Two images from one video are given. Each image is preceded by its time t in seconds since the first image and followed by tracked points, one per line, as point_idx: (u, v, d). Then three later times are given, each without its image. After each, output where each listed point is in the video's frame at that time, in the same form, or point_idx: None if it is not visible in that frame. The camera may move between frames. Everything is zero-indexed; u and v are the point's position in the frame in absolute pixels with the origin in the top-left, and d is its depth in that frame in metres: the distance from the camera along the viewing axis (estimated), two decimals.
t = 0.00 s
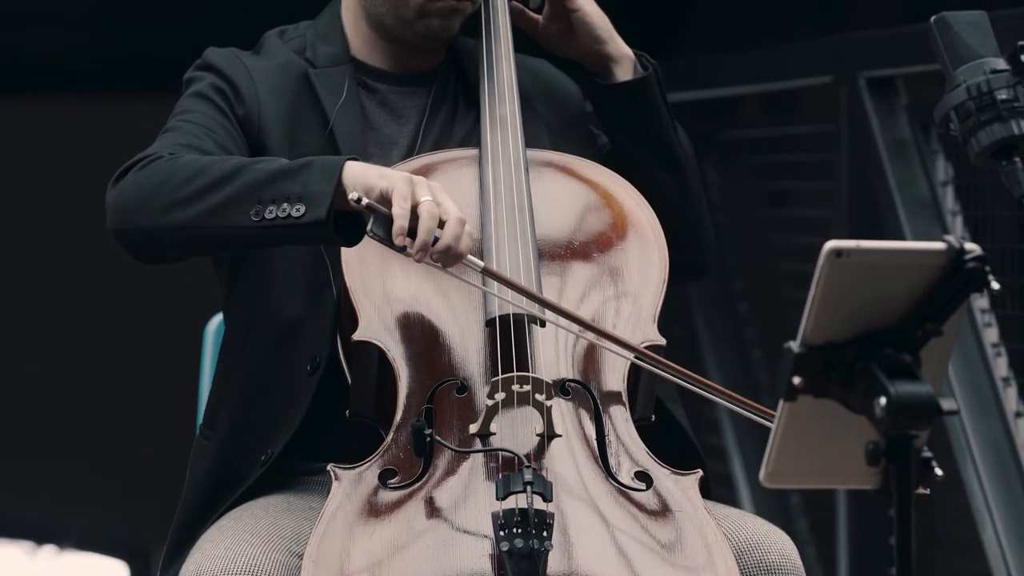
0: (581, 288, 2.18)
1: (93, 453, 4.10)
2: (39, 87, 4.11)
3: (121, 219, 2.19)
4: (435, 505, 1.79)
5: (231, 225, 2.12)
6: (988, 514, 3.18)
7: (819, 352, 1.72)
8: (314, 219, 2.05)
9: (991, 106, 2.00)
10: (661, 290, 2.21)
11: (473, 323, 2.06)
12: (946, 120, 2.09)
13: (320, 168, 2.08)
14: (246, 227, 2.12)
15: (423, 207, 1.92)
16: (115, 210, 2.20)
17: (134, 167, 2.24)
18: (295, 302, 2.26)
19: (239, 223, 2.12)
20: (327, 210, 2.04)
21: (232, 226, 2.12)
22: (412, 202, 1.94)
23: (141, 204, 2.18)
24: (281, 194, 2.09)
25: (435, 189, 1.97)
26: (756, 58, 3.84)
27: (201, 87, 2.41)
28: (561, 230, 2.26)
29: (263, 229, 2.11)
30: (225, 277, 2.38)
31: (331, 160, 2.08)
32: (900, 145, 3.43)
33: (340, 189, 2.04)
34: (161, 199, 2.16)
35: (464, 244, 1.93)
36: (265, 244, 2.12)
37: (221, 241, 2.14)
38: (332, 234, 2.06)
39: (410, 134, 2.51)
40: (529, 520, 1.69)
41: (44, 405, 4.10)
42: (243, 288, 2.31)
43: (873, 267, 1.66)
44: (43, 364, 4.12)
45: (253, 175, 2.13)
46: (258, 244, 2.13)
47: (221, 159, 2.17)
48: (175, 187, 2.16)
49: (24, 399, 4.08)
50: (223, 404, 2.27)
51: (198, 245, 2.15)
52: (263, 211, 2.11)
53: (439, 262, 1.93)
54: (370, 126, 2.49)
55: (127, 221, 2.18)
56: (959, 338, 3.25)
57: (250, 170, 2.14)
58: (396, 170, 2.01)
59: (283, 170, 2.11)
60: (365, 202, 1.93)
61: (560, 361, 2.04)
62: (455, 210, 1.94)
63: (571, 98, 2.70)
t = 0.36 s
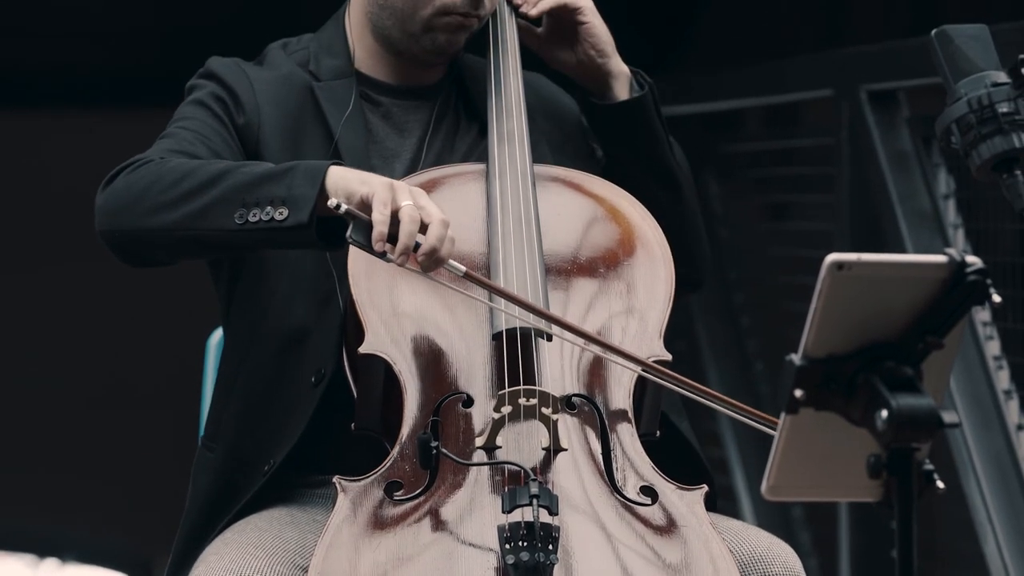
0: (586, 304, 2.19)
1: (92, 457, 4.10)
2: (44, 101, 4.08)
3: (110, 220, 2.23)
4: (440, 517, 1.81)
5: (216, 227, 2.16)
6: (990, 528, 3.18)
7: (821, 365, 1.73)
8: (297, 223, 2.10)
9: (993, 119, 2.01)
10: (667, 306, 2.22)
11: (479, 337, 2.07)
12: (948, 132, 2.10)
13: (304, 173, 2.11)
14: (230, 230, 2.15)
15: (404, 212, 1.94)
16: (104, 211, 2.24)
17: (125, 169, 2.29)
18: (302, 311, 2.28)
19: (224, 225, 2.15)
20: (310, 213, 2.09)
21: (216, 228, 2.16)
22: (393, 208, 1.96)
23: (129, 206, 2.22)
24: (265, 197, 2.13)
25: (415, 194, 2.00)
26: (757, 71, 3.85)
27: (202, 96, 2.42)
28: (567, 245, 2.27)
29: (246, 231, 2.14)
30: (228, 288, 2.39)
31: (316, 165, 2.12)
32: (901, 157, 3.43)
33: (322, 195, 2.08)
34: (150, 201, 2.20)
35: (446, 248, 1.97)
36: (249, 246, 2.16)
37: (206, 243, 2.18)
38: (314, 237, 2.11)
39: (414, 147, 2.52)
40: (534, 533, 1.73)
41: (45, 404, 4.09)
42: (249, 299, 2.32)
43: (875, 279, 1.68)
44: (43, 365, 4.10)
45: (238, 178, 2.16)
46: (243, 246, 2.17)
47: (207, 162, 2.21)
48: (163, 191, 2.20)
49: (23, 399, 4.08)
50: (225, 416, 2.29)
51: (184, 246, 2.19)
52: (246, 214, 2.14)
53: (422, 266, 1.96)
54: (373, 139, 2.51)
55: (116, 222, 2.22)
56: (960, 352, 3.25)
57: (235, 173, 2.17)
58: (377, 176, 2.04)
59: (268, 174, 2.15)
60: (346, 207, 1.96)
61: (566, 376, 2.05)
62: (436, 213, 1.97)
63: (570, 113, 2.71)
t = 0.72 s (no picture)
0: (585, 317, 2.19)
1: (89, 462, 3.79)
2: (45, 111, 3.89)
3: (89, 217, 2.25)
4: (439, 529, 1.81)
5: (189, 222, 2.18)
6: (990, 541, 3.16)
7: (822, 378, 1.73)
8: (267, 218, 2.11)
9: (992, 132, 2.02)
10: (666, 318, 2.22)
11: (478, 349, 2.07)
12: (947, 145, 2.10)
13: (279, 171, 2.14)
14: (204, 225, 2.17)
15: (372, 206, 1.94)
16: (84, 210, 2.27)
17: (107, 170, 2.32)
18: (303, 320, 2.28)
19: (198, 221, 2.17)
20: (280, 209, 2.11)
21: (190, 224, 2.18)
22: (362, 204, 1.97)
23: (107, 204, 2.25)
24: (239, 193, 2.15)
25: (387, 191, 2.00)
26: (757, 84, 3.84)
27: (197, 106, 2.44)
28: (566, 258, 2.27)
29: (219, 227, 2.16)
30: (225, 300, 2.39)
31: (290, 162, 2.14)
32: (901, 169, 3.44)
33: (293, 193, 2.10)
34: (128, 198, 2.23)
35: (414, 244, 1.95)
36: (223, 243, 2.18)
37: (180, 239, 2.20)
38: (284, 233, 2.12)
39: (412, 159, 2.52)
40: (534, 546, 1.74)
41: (44, 405, 3.81)
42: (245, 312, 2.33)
43: (873, 293, 1.68)
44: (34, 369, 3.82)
45: (214, 175, 2.19)
46: (217, 243, 2.18)
47: (185, 161, 2.24)
48: (140, 189, 2.23)
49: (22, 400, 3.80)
50: (219, 426, 2.29)
51: (160, 243, 2.21)
52: (220, 210, 2.17)
53: (390, 262, 1.95)
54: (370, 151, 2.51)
55: (94, 220, 2.25)
56: (960, 365, 3.23)
57: (212, 171, 2.20)
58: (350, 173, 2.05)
59: (243, 170, 2.17)
60: (316, 202, 1.97)
61: (565, 390, 2.05)
62: (407, 210, 1.96)
63: (569, 114, 2.70)
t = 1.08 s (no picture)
0: (586, 327, 2.19)
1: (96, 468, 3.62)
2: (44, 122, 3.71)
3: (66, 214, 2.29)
4: (440, 541, 1.81)
5: (155, 216, 2.19)
6: (991, 553, 3.14)
7: (823, 391, 1.73)
8: (225, 210, 2.12)
9: (994, 144, 2.02)
10: (667, 330, 2.22)
11: (479, 360, 2.08)
12: (949, 157, 2.10)
13: (238, 161, 2.14)
14: (167, 216, 2.19)
15: (327, 195, 1.93)
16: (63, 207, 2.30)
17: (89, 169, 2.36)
18: (301, 326, 2.30)
19: (163, 213, 2.19)
20: (237, 200, 2.11)
21: (156, 217, 2.19)
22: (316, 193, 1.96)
23: (80, 200, 2.28)
24: (201, 185, 2.16)
25: (341, 182, 1.99)
26: (757, 95, 3.84)
27: (193, 114, 2.45)
28: (567, 269, 2.28)
29: (182, 219, 2.17)
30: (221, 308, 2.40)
31: (252, 155, 2.14)
32: (901, 182, 3.43)
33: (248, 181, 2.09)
34: (102, 193, 2.26)
35: (370, 234, 1.95)
36: (187, 236, 2.18)
37: (147, 233, 2.21)
38: (240, 225, 2.12)
39: (412, 169, 2.52)
40: (535, 558, 1.74)
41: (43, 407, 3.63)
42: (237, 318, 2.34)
43: (873, 305, 1.68)
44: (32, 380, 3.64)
45: (181, 169, 2.21)
46: (182, 236, 2.19)
47: (157, 156, 2.26)
48: (111, 183, 2.26)
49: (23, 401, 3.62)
50: (216, 433, 2.30)
51: (128, 237, 2.23)
52: (183, 202, 2.18)
53: (345, 251, 1.94)
54: (369, 161, 2.52)
55: (69, 216, 2.28)
56: (960, 376, 3.23)
57: (180, 165, 2.22)
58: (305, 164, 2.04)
59: (207, 164, 2.18)
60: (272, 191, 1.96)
61: (566, 401, 2.05)
62: (361, 201, 1.95)
63: (572, 118, 2.70)
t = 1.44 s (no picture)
0: (585, 340, 2.20)
1: (94, 475, 3.68)
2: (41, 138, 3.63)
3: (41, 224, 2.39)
4: (440, 553, 1.82)
5: (112, 215, 2.28)
6: (990, 566, 3.11)
7: (823, 404, 1.73)
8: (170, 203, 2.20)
9: (991, 158, 2.03)
10: (666, 344, 2.23)
11: (479, 373, 2.08)
12: (946, 172, 2.11)
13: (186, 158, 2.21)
14: (121, 216, 2.27)
15: (266, 176, 1.96)
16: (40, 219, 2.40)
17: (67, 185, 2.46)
18: (297, 337, 2.30)
19: (118, 212, 2.27)
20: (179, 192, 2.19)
21: (112, 217, 2.28)
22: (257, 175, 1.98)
23: (54, 203, 2.38)
24: (151, 182, 2.24)
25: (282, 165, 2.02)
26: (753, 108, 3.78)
27: (187, 127, 2.47)
28: (566, 282, 2.28)
29: (134, 216, 2.25)
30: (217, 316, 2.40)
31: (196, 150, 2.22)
32: (901, 196, 3.41)
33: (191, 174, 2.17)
34: (69, 201, 2.35)
35: (309, 217, 1.97)
36: (141, 233, 2.26)
37: (106, 233, 2.29)
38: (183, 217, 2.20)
39: (411, 181, 2.53)
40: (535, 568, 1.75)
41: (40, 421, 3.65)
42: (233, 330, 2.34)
43: (871, 319, 1.68)
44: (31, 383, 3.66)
45: (136, 170, 2.29)
46: (137, 234, 2.27)
47: (121, 160, 2.35)
48: (80, 189, 2.35)
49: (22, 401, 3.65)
50: (212, 442, 2.31)
51: (91, 240, 2.31)
52: (135, 201, 2.25)
53: (280, 233, 1.97)
54: (367, 174, 2.52)
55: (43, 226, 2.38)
56: (960, 390, 3.21)
57: (136, 166, 2.30)
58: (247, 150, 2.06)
59: (158, 163, 2.26)
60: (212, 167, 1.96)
61: (565, 414, 2.05)
62: (300, 182, 1.98)
63: (575, 128, 2.70)
